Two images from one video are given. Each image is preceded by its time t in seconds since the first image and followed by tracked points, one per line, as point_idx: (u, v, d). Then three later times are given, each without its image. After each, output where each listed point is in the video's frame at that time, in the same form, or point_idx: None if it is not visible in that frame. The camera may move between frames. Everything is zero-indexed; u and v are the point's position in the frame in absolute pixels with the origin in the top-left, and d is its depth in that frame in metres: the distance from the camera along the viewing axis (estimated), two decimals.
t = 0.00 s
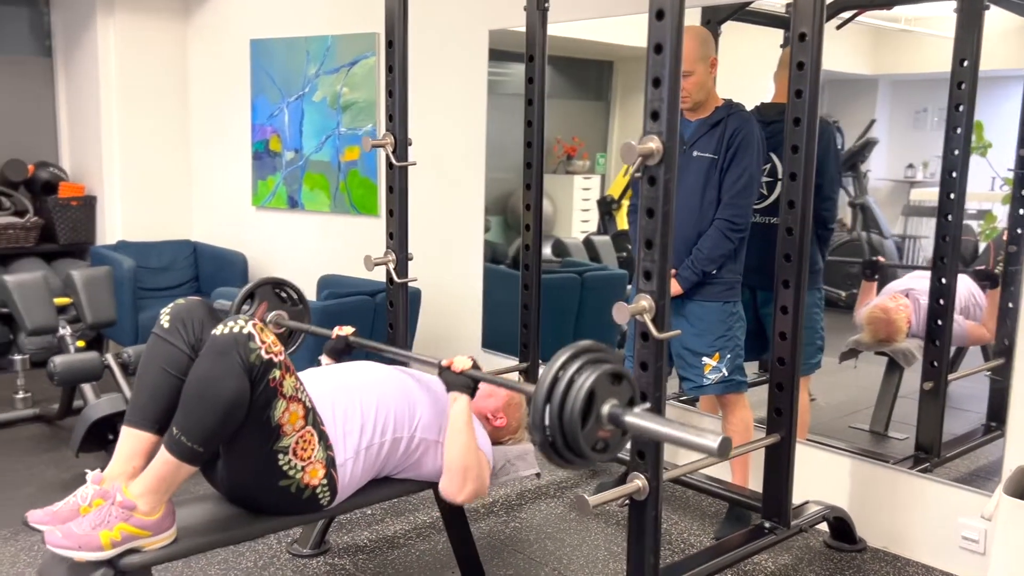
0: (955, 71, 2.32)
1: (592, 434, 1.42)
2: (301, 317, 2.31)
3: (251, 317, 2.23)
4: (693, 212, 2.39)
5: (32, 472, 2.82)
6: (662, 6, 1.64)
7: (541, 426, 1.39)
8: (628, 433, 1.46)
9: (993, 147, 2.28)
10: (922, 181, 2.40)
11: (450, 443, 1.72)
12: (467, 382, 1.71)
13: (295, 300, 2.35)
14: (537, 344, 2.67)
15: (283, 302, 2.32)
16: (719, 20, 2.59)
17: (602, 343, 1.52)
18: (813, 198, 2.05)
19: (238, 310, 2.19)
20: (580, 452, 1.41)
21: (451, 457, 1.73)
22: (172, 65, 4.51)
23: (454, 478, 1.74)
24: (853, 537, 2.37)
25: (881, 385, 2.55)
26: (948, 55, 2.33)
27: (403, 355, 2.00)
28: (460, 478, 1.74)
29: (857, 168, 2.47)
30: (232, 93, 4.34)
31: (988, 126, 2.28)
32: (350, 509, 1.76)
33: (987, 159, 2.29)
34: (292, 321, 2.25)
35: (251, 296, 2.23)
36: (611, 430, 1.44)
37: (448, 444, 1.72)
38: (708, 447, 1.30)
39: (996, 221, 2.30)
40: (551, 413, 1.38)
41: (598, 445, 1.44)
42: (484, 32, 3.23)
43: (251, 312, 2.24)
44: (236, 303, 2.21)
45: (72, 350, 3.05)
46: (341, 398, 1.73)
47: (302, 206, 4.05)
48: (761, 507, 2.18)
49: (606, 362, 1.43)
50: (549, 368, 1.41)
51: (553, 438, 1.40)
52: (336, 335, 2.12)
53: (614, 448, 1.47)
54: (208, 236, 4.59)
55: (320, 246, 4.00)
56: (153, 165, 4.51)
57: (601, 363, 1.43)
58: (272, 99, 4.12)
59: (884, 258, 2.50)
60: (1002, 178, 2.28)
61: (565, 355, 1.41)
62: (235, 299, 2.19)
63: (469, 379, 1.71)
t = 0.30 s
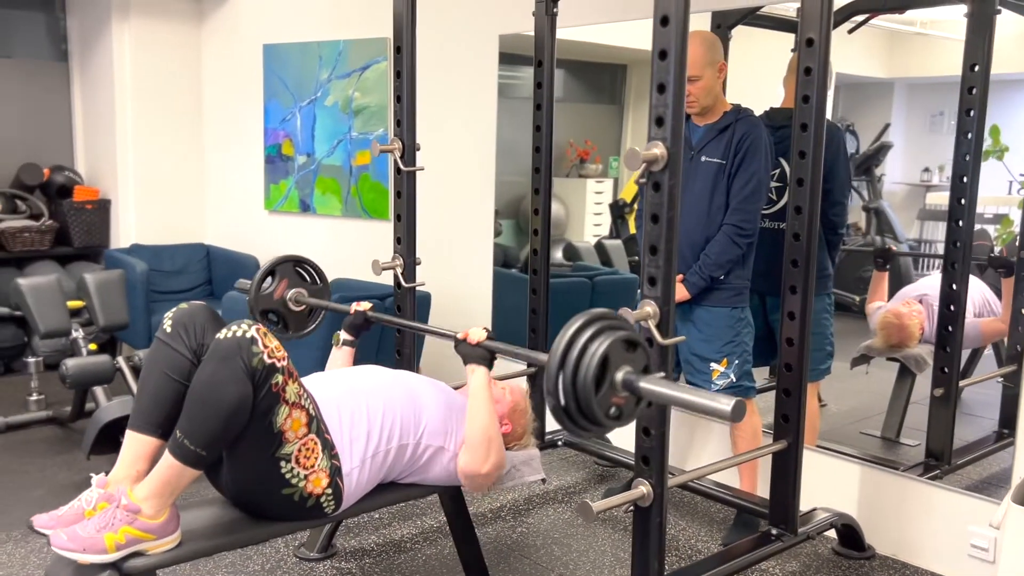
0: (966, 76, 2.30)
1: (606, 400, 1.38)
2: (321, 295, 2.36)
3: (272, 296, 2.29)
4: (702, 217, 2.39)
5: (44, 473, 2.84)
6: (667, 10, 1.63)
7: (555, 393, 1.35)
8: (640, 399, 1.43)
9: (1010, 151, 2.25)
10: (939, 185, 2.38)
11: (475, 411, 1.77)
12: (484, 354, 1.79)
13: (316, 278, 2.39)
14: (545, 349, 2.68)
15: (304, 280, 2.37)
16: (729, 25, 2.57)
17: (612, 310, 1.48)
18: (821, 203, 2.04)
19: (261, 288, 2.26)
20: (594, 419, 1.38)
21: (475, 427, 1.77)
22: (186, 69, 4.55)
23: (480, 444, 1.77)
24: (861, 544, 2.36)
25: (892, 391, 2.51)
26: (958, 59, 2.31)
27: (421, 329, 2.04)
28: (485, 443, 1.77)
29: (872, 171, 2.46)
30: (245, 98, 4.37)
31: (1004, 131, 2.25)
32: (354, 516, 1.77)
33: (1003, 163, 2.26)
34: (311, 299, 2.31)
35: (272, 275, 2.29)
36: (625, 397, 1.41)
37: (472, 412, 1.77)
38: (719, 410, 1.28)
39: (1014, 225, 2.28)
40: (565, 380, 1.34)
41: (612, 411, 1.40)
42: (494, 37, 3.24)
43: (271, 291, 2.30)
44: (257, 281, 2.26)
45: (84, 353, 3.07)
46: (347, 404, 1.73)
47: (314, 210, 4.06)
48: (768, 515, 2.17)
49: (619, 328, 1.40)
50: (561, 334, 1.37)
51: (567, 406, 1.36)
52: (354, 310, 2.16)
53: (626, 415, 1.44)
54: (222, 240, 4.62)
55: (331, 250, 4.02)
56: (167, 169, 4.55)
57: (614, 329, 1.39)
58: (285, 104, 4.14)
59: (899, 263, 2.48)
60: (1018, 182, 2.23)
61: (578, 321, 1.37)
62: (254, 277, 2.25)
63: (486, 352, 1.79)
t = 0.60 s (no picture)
0: (977, 84, 2.29)
1: (626, 377, 1.36)
2: (344, 276, 2.33)
3: (294, 276, 2.28)
4: (710, 226, 2.38)
5: (54, 479, 2.86)
6: (673, 22, 1.64)
7: (575, 369, 1.34)
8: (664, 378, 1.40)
9: None
10: (951, 191, 2.38)
11: (491, 391, 1.76)
12: (505, 333, 1.75)
13: (339, 260, 2.37)
14: (552, 357, 2.68)
15: (327, 261, 2.34)
16: (738, 33, 2.56)
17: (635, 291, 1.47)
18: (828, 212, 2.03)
19: (284, 269, 2.24)
20: (614, 396, 1.35)
21: (490, 405, 1.78)
22: (198, 76, 4.59)
23: (495, 425, 1.78)
24: (869, 555, 2.35)
25: (903, 399, 2.56)
26: (969, 67, 2.31)
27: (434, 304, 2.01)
28: (500, 424, 1.78)
29: (884, 178, 2.46)
30: (256, 104, 4.39)
31: (1017, 137, 2.25)
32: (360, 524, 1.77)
33: (1018, 169, 2.27)
34: (334, 280, 2.29)
35: (295, 255, 2.27)
36: (645, 374, 1.38)
37: (489, 393, 1.77)
38: (738, 387, 1.22)
39: None
40: (584, 356, 1.33)
41: (633, 389, 1.37)
42: (503, 45, 3.25)
43: (294, 270, 2.29)
44: (280, 261, 2.24)
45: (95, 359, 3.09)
46: (353, 412, 1.74)
47: (324, 216, 4.08)
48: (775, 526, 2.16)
49: (641, 306, 1.38)
50: (582, 312, 1.36)
51: (587, 381, 1.34)
52: (377, 289, 2.16)
53: (648, 394, 1.41)
54: (233, 246, 4.65)
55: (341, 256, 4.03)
56: (178, 175, 4.58)
57: (635, 307, 1.38)
58: (296, 110, 4.16)
59: (911, 270, 2.51)
60: None
61: (599, 298, 1.36)
62: (277, 257, 2.23)
63: (507, 330, 1.76)
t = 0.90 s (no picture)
0: (985, 89, 2.30)
1: (649, 331, 1.34)
2: (362, 245, 2.34)
3: (313, 245, 2.28)
4: (715, 231, 2.37)
5: (58, 482, 2.86)
6: (676, 26, 1.63)
7: (596, 324, 1.33)
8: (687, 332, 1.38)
9: None
10: (961, 197, 2.36)
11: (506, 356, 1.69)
12: (524, 295, 1.67)
13: (355, 229, 2.38)
14: (556, 361, 2.68)
15: (343, 230, 2.36)
16: (745, 38, 2.54)
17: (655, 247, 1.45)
18: (833, 217, 2.02)
19: (301, 237, 2.26)
20: (637, 351, 1.34)
21: (505, 366, 1.70)
22: (206, 80, 4.60)
23: (507, 397, 1.73)
24: (874, 563, 2.29)
25: (912, 406, 2.55)
26: (976, 72, 2.31)
27: (451, 266, 1.96)
28: (512, 396, 1.72)
29: (893, 184, 2.40)
30: (264, 108, 4.40)
31: None
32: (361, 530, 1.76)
33: None
34: (352, 248, 2.30)
35: (313, 223, 2.28)
36: (668, 328, 1.36)
37: (503, 357, 1.69)
38: (763, 337, 1.21)
39: None
40: (605, 311, 1.31)
41: (656, 343, 1.36)
42: (510, 49, 3.24)
43: (312, 239, 2.29)
44: (298, 230, 2.25)
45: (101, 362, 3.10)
46: (354, 418, 1.74)
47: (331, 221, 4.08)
48: (780, 534, 2.14)
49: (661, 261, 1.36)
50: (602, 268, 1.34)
51: (609, 336, 1.33)
52: (394, 257, 2.15)
53: (671, 349, 1.40)
54: (240, 250, 4.66)
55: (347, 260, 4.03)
56: (186, 179, 4.59)
57: (656, 262, 1.36)
58: (303, 115, 4.17)
59: (920, 277, 2.50)
60: None
61: (619, 254, 1.34)
62: (295, 226, 2.23)
63: (526, 292, 1.67)
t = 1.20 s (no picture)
0: (993, 94, 2.25)
1: (651, 320, 1.34)
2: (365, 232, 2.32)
3: (315, 232, 2.27)
4: (717, 238, 2.34)
5: (58, 486, 2.85)
6: (676, 28, 1.61)
7: (598, 315, 1.33)
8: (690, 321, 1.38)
9: None
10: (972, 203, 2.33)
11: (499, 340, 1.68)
12: (527, 284, 1.65)
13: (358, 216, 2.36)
14: (559, 367, 2.64)
15: (346, 217, 2.33)
16: (751, 41, 2.53)
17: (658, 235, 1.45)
18: (837, 222, 1.99)
19: (304, 224, 2.24)
20: (640, 341, 1.34)
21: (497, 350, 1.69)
22: (212, 83, 4.60)
23: (495, 385, 1.71)
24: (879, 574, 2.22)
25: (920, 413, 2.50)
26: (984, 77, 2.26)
27: (456, 257, 1.92)
28: (501, 383, 1.71)
29: (903, 189, 2.39)
30: (269, 111, 4.39)
31: None
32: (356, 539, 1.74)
33: None
34: (354, 235, 2.27)
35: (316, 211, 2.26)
36: (670, 317, 1.36)
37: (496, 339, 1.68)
38: (764, 325, 1.22)
39: None
40: (606, 302, 1.32)
41: (658, 333, 1.36)
42: (514, 52, 3.22)
43: (315, 226, 2.28)
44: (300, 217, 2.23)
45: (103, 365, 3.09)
46: (347, 423, 1.71)
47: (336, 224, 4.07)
48: (783, 543, 2.11)
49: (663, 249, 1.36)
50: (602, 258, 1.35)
51: (611, 326, 1.33)
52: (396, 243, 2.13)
53: (674, 338, 1.39)
54: (245, 253, 4.65)
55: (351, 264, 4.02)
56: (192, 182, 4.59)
57: (657, 250, 1.36)
58: (308, 118, 4.16)
59: (931, 283, 2.44)
60: None
61: (619, 243, 1.35)
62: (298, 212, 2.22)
63: (528, 281, 1.64)
